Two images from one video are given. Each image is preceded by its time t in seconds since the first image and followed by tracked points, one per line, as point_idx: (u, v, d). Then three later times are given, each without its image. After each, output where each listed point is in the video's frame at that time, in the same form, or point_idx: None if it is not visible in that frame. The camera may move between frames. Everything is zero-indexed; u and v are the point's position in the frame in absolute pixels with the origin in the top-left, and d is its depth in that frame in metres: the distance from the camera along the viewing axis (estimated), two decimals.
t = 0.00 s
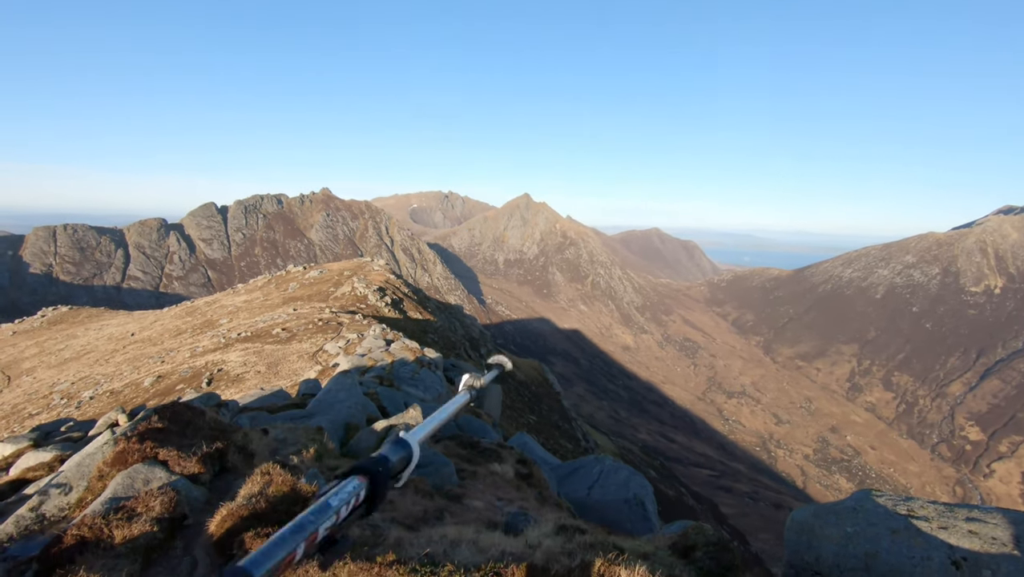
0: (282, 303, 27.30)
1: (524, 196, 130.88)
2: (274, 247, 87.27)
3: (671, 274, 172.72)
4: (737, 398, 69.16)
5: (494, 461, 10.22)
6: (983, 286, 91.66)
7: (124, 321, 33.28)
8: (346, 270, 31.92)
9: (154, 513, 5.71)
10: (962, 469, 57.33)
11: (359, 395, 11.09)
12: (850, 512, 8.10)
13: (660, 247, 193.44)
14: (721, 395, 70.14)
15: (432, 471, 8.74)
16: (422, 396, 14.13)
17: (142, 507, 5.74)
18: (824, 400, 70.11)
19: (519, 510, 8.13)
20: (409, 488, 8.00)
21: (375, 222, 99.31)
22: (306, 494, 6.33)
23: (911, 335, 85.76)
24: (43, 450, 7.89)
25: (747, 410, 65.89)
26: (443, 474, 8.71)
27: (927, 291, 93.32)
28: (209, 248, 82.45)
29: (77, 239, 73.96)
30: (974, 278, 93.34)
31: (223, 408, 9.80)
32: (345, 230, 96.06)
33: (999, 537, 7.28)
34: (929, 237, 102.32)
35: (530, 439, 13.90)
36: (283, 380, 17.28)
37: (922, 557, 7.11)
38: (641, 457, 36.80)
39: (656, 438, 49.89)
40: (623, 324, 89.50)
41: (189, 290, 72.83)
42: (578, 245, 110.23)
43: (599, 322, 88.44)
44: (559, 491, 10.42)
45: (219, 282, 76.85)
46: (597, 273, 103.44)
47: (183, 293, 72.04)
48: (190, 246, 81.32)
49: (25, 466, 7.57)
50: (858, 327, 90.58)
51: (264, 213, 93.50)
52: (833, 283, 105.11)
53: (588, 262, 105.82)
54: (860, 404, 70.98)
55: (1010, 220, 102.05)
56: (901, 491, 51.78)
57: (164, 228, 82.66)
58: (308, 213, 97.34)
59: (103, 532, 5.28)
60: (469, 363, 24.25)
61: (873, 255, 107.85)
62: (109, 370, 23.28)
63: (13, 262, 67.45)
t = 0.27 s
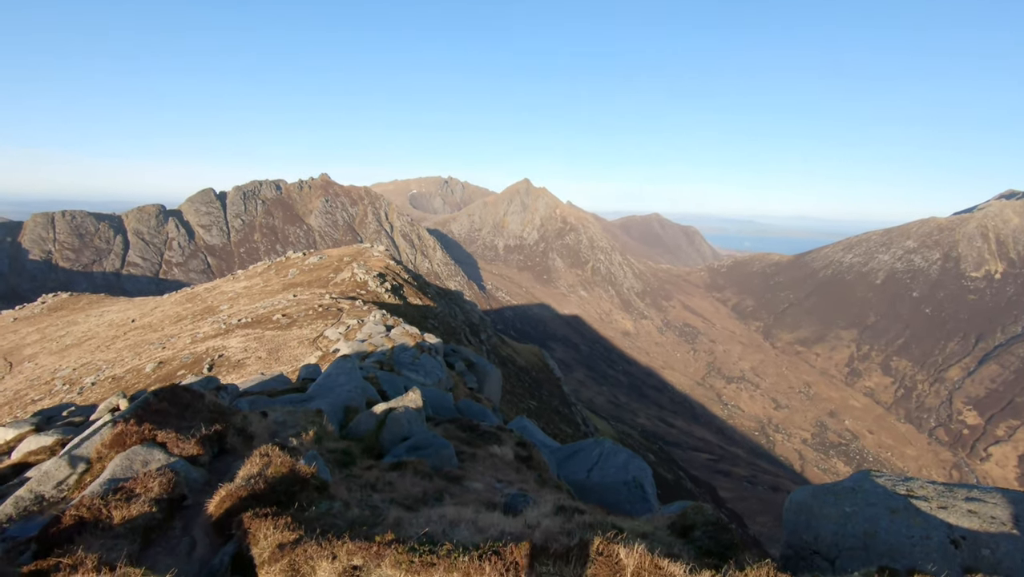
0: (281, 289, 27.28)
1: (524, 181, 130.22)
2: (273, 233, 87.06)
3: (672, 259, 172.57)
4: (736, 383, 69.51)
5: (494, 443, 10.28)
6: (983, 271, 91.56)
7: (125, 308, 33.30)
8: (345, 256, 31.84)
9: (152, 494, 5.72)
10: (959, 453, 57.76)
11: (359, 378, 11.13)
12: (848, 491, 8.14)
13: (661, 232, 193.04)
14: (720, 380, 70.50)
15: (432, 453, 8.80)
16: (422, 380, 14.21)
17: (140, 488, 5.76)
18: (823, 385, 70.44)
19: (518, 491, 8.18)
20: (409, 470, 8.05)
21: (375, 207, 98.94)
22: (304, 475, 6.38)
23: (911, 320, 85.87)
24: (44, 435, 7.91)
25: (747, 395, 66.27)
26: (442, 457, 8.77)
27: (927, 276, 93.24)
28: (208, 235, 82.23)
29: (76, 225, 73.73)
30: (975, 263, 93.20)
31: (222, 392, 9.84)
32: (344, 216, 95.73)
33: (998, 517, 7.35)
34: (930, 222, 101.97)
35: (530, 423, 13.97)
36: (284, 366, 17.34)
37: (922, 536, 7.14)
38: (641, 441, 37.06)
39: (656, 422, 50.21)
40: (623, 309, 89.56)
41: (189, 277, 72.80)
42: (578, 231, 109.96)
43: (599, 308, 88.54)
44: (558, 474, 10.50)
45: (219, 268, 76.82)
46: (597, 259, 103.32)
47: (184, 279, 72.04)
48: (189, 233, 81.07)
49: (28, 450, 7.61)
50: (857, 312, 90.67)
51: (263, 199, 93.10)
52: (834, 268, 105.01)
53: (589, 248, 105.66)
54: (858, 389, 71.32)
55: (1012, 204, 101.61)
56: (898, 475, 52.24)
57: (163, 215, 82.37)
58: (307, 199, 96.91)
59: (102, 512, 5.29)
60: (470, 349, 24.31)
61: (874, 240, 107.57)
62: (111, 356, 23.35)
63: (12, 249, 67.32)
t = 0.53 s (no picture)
0: (283, 275, 27.24)
1: (525, 165, 129.36)
2: (274, 220, 86.81)
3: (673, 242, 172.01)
4: (737, 365, 69.74)
5: (495, 426, 10.30)
6: (986, 251, 91.15)
7: (127, 295, 33.32)
8: (346, 242, 31.75)
9: (148, 479, 5.73)
10: (959, 433, 58.06)
11: (359, 362, 11.13)
12: (853, 472, 8.17)
13: (662, 215, 192.26)
14: (722, 362, 70.75)
15: (432, 436, 8.83)
16: (424, 365, 14.22)
17: (137, 474, 5.77)
18: (824, 367, 70.62)
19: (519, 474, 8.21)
20: (409, 453, 8.08)
21: (375, 192, 98.48)
22: (303, 460, 6.39)
23: (913, 301, 85.72)
24: (46, 421, 7.93)
25: (748, 377, 66.52)
26: (443, 440, 8.79)
27: (930, 257, 92.85)
28: (208, 222, 82.02)
29: (76, 213, 73.58)
30: (978, 244, 92.76)
31: (221, 376, 9.86)
32: (344, 201, 95.34)
33: (1005, 495, 7.37)
34: (934, 203, 101.28)
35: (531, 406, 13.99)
36: (286, 351, 17.37)
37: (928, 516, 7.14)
38: (642, 424, 37.28)
39: (657, 405, 50.47)
40: (624, 293, 89.54)
41: (190, 264, 72.79)
42: (579, 214, 109.50)
43: (600, 292, 88.54)
44: (560, 456, 10.54)
45: (220, 255, 76.77)
46: (599, 243, 103.01)
47: (185, 266, 72.05)
48: (189, 220, 80.86)
49: (30, 437, 7.63)
50: (859, 294, 90.53)
51: (263, 185, 92.66)
52: (836, 250, 104.64)
53: (590, 231, 105.29)
54: (859, 370, 71.51)
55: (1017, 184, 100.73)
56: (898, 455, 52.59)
57: (162, 201, 82.09)
58: (306, 184, 96.45)
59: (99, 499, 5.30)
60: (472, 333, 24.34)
61: (877, 221, 106.98)
62: (114, 344, 23.42)
63: (13, 238, 67.25)
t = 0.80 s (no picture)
0: (284, 267, 27.19)
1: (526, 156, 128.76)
2: (274, 211, 86.67)
3: (674, 234, 171.75)
4: (738, 357, 69.83)
5: (496, 419, 10.28)
6: (988, 244, 90.86)
7: (128, 286, 33.33)
8: (347, 233, 31.65)
9: (143, 473, 5.75)
10: (958, 425, 58.19)
11: (360, 354, 11.11)
12: (862, 467, 8.12)
13: (663, 207, 191.79)
14: (722, 354, 70.85)
15: (433, 429, 8.80)
16: (425, 357, 14.18)
17: (131, 468, 5.77)
18: (825, 359, 70.68)
19: (520, 468, 8.19)
20: (409, 447, 8.06)
21: (375, 183, 98.16)
22: (300, 454, 6.37)
23: (914, 294, 85.61)
24: (46, 413, 7.92)
25: (748, 368, 66.62)
26: (444, 433, 8.77)
27: (932, 249, 92.59)
28: (209, 213, 81.86)
29: (76, 204, 73.46)
30: (980, 236, 92.45)
31: (219, 368, 9.85)
32: (345, 192, 95.05)
33: (1017, 492, 7.36)
34: (936, 194, 100.85)
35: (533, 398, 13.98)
36: (287, 343, 17.36)
37: (939, 513, 7.09)
38: (643, 416, 37.37)
39: (658, 396, 50.54)
40: (625, 285, 89.43)
41: (191, 255, 72.75)
42: (580, 206, 109.19)
43: (601, 283, 88.48)
44: (562, 450, 10.52)
45: (221, 246, 76.72)
46: (600, 234, 102.79)
47: (185, 257, 72.01)
48: (190, 211, 80.72)
49: (30, 427, 7.62)
50: (860, 286, 90.38)
51: (263, 175, 92.37)
52: (837, 242, 104.41)
53: (591, 223, 105.02)
54: (860, 362, 71.57)
55: (1020, 176, 100.21)
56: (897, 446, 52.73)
57: (163, 192, 81.93)
58: (307, 175, 96.20)
59: (92, 494, 5.28)
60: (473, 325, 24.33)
61: (879, 213, 106.59)
62: (116, 334, 23.43)
63: (14, 228, 67.25)
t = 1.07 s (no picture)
0: (282, 269, 27.11)
1: (525, 159, 128.83)
2: (273, 213, 86.62)
3: (673, 238, 171.91)
4: (736, 361, 69.80)
5: (493, 422, 10.20)
6: (986, 249, 90.99)
7: (127, 287, 33.26)
8: (346, 235, 31.60)
9: (124, 478, 5.70)
10: (956, 431, 58.17)
11: (355, 357, 11.04)
12: (869, 475, 8.04)
13: (662, 211, 191.93)
14: (720, 358, 70.82)
15: (427, 433, 8.72)
16: (422, 359, 14.10)
17: (113, 472, 5.73)
18: (823, 364, 70.71)
19: (516, 473, 8.10)
20: (402, 451, 7.97)
21: (375, 186, 98.17)
22: (288, 458, 6.30)
23: (912, 299, 85.69)
24: (37, 415, 7.85)
25: (747, 373, 66.60)
26: (438, 437, 8.68)
27: (929, 254, 92.72)
28: (208, 214, 81.81)
29: (76, 205, 73.37)
30: (978, 242, 92.61)
31: (211, 370, 9.80)
32: (344, 194, 95.05)
33: None
34: (934, 200, 101.05)
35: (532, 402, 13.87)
36: (284, 345, 17.28)
37: (949, 522, 6.99)
38: (641, 420, 37.26)
39: (656, 401, 50.46)
40: (624, 288, 89.48)
41: (190, 256, 72.65)
42: (579, 210, 109.29)
43: (600, 287, 88.49)
44: (560, 455, 10.41)
45: (219, 248, 76.66)
46: (599, 238, 102.86)
47: (184, 259, 71.90)
48: (189, 212, 80.66)
49: (20, 430, 7.54)
50: (858, 291, 90.48)
51: (263, 177, 92.34)
52: (836, 247, 104.57)
53: (590, 227, 105.07)
54: (858, 367, 71.57)
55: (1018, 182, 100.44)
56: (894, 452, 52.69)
57: (162, 193, 81.85)
58: (306, 177, 96.23)
59: (69, 499, 5.23)
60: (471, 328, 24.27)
61: (877, 218, 106.81)
62: (113, 336, 23.32)
63: (12, 229, 67.18)
